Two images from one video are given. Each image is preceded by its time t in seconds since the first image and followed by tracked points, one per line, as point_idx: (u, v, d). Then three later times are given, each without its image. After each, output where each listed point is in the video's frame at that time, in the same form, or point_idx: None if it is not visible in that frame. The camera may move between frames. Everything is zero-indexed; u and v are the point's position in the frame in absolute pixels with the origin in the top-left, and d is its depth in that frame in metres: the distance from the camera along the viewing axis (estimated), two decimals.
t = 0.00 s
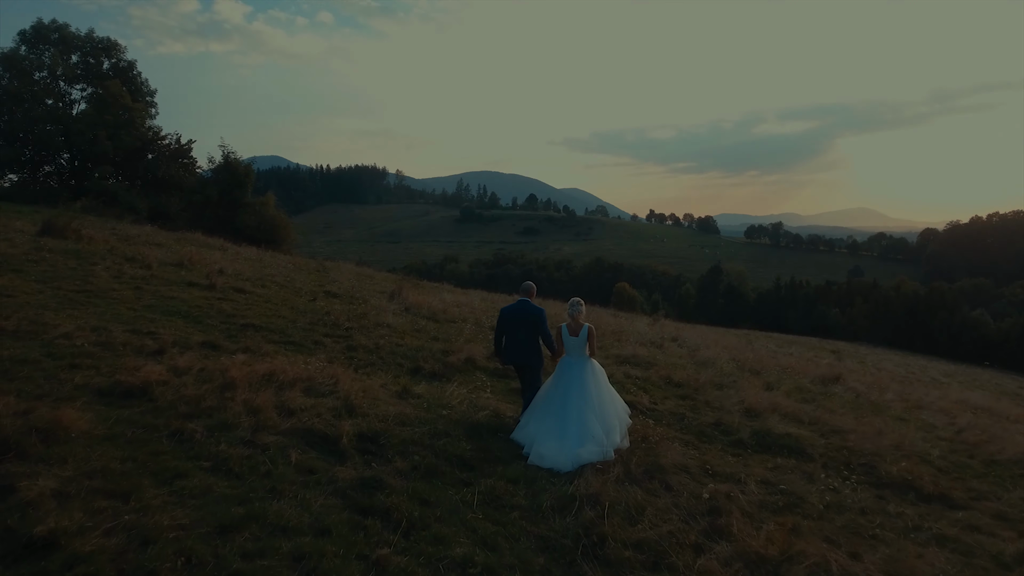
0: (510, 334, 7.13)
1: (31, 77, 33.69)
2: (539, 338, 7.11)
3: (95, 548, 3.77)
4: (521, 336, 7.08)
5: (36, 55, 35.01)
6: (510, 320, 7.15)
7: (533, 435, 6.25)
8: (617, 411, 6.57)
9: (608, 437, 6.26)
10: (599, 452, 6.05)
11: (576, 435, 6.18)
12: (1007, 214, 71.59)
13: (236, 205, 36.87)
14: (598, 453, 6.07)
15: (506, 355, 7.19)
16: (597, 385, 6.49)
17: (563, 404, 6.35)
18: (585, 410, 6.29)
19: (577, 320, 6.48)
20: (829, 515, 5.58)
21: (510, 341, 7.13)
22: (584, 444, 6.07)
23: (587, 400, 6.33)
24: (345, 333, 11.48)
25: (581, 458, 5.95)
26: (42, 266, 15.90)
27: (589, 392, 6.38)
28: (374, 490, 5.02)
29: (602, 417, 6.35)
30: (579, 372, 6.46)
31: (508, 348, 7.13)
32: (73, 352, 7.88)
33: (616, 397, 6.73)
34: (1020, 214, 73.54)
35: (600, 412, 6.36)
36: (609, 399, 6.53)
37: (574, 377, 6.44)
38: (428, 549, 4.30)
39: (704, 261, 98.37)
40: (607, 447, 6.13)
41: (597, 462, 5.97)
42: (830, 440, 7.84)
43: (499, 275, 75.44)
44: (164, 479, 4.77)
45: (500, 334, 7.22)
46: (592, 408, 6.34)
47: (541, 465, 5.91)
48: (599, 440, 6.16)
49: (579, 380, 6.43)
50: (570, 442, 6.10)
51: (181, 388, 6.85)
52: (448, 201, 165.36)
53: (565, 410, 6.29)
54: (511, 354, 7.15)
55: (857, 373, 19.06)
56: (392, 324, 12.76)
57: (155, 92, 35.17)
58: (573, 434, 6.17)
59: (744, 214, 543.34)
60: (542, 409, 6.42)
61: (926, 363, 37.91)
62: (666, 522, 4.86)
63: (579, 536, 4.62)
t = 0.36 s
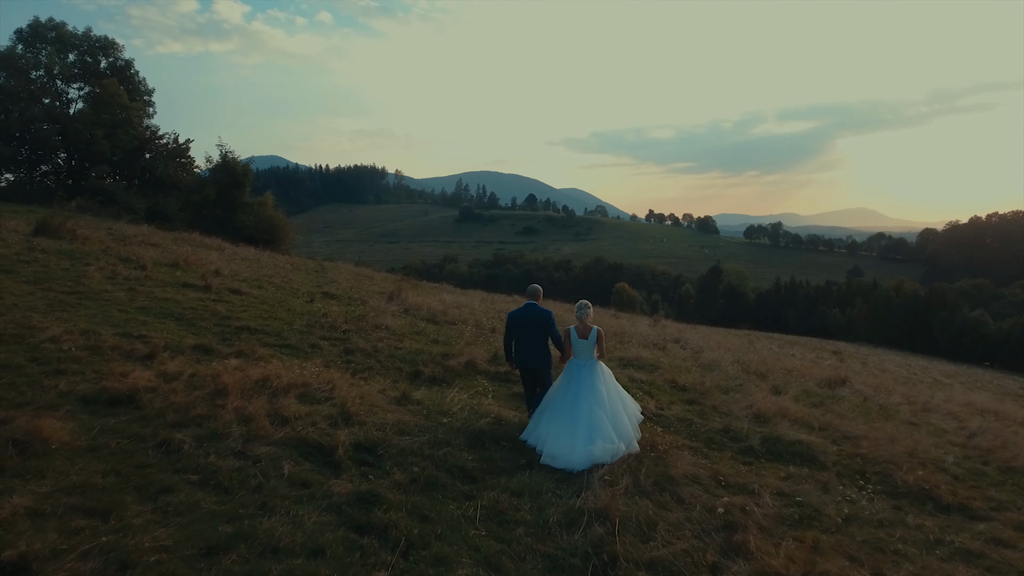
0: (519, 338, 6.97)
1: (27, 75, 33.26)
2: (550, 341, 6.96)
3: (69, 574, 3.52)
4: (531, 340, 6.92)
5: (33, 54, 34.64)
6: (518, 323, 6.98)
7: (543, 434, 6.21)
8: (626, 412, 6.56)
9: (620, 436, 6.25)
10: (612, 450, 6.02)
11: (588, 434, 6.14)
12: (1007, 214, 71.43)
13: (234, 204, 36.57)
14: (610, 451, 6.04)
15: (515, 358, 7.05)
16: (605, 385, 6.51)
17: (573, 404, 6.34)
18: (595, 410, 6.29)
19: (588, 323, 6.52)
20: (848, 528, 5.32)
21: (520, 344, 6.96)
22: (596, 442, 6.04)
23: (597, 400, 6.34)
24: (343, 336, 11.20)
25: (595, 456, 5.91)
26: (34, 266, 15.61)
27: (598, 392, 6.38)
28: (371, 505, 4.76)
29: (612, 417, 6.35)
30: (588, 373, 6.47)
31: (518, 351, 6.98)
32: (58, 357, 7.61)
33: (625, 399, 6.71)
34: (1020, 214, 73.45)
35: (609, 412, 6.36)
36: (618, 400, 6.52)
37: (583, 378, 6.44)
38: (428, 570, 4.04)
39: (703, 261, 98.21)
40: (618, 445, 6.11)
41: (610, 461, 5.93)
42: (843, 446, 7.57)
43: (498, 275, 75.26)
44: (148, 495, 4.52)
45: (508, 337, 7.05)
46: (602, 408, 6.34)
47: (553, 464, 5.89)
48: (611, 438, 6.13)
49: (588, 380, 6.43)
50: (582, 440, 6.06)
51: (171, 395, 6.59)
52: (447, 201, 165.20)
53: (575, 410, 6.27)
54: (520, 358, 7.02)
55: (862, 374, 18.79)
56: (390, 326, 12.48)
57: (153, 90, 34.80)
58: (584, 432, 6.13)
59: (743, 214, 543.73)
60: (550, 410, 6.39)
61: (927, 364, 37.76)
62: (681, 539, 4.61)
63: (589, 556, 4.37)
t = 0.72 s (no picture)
0: (524, 339, 6.69)
1: (18, 74, 32.88)
2: (556, 343, 6.71)
3: None
4: (536, 342, 6.67)
5: (24, 52, 34.19)
6: (523, 325, 6.72)
7: (551, 438, 6.13)
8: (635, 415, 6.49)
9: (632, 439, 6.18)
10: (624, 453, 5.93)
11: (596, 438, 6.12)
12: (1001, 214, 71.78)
13: (227, 204, 36.16)
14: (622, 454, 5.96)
15: (519, 359, 6.77)
16: (614, 388, 6.44)
17: (581, 407, 6.29)
18: (602, 414, 6.26)
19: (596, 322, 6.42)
20: (865, 543, 5.04)
21: (524, 345, 6.69)
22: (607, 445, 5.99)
23: (605, 404, 6.28)
24: (336, 339, 10.90)
25: (606, 457, 5.84)
26: (19, 267, 15.25)
27: (606, 395, 6.34)
28: (362, 523, 4.48)
29: (621, 421, 6.30)
30: (596, 375, 6.42)
31: (523, 354, 6.68)
32: (36, 363, 7.30)
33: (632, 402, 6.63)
34: (1014, 214, 73.83)
35: (619, 415, 6.32)
36: (627, 403, 6.46)
37: (592, 381, 6.38)
38: None
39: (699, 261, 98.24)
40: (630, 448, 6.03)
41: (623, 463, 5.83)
42: (851, 452, 7.30)
43: (494, 276, 75.01)
44: (121, 516, 4.27)
45: (512, 338, 6.77)
46: (610, 412, 6.29)
47: (565, 465, 5.78)
48: (621, 442, 6.07)
49: (597, 383, 6.38)
50: (592, 443, 6.02)
51: (152, 404, 6.29)
52: (443, 201, 165.09)
53: (582, 414, 6.24)
54: (523, 361, 6.74)
55: (862, 376, 18.63)
56: (385, 329, 12.18)
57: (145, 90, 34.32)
58: (593, 435, 6.11)
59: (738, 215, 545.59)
60: (556, 413, 6.34)
61: (924, 365, 37.70)
62: (691, 559, 4.35)
63: None
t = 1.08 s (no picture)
0: (524, 348, 6.57)
1: None
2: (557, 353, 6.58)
3: None
4: (537, 350, 6.54)
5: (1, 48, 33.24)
6: (523, 335, 6.60)
7: (549, 442, 6.06)
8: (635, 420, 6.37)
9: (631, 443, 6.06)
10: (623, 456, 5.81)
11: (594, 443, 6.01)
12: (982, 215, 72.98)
13: (211, 204, 35.47)
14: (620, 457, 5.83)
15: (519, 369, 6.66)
16: (613, 393, 6.35)
17: (580, 412, 6.21)
18: (602, 419, 6.15)
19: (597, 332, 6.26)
20: (872, 558, 4.81)
21: (524, 355, 6.57)
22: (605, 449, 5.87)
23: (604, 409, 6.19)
24: (319, 343, 10.53)
25: (604, 461, 5.70)
26: None
27: (605, 400, 6.25)
28: (341, 547, 4.17)
29: (622, 425, 6.17)
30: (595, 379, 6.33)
31: (524, 365, 6.56)
32: None
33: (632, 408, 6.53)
34: (994, 215, 75.12)
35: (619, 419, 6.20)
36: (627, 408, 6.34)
37: (590, 385, 6.31)
38: None
39: (686, 261, 98.75)
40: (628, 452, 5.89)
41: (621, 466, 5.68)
42: (849, 458, 7.10)
43: (482, 276, 74.69)
44: (78, 543, 3.92)
45: (513, 347, 6.65)
46: (610, 416, 6.18)
47: (561, 469, 5.68)
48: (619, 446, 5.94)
49: (595, 388, 6.30)
50: (590, 447, 5.91)
51: (120, 416, 5.92)
52: (430, 201, 164.36)
53: (580, 418, 6.16)
54: (524, 372, 6.61)
55: (851, 377, 18.63)
56: (370, 332, 11.82)
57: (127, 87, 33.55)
58: (590, 439, 6.01)
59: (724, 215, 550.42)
60: (555, 418, 6.28)
61: (909, 363, 38.11)
62: None
63: None
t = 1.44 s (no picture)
0: (519, 351, 6.59)
1: None
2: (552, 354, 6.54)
3: None
4: (533, 352, 6.54)
5: None
6: (519, 336, 6.59)
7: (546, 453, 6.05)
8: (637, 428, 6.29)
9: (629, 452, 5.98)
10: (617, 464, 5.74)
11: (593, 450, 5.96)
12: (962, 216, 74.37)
13: (192, 203, 34.69)
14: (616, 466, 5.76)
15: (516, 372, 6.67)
16: (614, 399, 6.30)
17: (580, 420, 6.18)
18: (596, 429, 6.11)
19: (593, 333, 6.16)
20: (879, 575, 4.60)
21: (520, 357, 6.57)
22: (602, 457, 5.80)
23: (605, 416, 6.13)
24: (299, 348, 10.12)
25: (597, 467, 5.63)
26: None
27: (607, 406, 6.20)
28: None
29: (623, 434, 6.11)
30: (595, 386, 6.26)
31: (520, 367, 6.54)
32: None
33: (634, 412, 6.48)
34: (974, 216, 76.59)
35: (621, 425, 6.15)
36: (630, 416, 6.27)
37: (591, 392, 6.26)
38: None
39: (672, 261, 99.28)
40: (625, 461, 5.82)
41: (615, 475, 5.60)
42: (847, 466, 6.92)
43: (468, 276, 74.32)
44: None
45: (509, 350, 6.69)
46: (611, 423, 6.12)
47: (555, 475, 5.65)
48: (615, 454, 5.89)
49: (596, 395, 6.25)
50: (586, 453, 5.90)
51: (80, 430, 5.51)
52: (416, 201, 163.59)
53: (578, 425, 6.13)
54: (520, 374, 6.59)
55: (839, 378, 18.67)
56: (353, 336, 11.44)
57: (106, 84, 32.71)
58: (588, 446, 5.97)
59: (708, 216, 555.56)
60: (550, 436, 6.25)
61: (892, 363, 38.57)
62: None
63: None
